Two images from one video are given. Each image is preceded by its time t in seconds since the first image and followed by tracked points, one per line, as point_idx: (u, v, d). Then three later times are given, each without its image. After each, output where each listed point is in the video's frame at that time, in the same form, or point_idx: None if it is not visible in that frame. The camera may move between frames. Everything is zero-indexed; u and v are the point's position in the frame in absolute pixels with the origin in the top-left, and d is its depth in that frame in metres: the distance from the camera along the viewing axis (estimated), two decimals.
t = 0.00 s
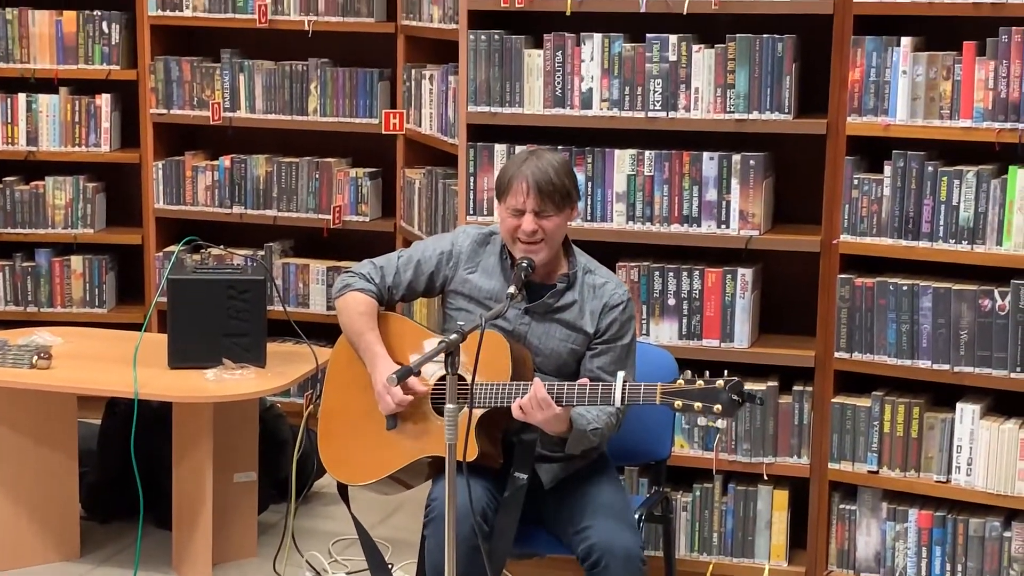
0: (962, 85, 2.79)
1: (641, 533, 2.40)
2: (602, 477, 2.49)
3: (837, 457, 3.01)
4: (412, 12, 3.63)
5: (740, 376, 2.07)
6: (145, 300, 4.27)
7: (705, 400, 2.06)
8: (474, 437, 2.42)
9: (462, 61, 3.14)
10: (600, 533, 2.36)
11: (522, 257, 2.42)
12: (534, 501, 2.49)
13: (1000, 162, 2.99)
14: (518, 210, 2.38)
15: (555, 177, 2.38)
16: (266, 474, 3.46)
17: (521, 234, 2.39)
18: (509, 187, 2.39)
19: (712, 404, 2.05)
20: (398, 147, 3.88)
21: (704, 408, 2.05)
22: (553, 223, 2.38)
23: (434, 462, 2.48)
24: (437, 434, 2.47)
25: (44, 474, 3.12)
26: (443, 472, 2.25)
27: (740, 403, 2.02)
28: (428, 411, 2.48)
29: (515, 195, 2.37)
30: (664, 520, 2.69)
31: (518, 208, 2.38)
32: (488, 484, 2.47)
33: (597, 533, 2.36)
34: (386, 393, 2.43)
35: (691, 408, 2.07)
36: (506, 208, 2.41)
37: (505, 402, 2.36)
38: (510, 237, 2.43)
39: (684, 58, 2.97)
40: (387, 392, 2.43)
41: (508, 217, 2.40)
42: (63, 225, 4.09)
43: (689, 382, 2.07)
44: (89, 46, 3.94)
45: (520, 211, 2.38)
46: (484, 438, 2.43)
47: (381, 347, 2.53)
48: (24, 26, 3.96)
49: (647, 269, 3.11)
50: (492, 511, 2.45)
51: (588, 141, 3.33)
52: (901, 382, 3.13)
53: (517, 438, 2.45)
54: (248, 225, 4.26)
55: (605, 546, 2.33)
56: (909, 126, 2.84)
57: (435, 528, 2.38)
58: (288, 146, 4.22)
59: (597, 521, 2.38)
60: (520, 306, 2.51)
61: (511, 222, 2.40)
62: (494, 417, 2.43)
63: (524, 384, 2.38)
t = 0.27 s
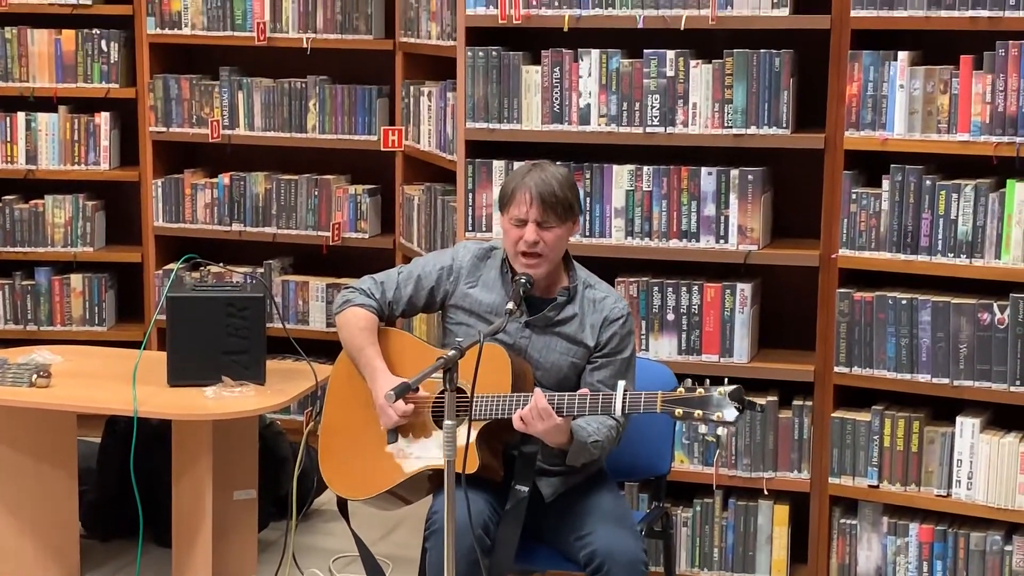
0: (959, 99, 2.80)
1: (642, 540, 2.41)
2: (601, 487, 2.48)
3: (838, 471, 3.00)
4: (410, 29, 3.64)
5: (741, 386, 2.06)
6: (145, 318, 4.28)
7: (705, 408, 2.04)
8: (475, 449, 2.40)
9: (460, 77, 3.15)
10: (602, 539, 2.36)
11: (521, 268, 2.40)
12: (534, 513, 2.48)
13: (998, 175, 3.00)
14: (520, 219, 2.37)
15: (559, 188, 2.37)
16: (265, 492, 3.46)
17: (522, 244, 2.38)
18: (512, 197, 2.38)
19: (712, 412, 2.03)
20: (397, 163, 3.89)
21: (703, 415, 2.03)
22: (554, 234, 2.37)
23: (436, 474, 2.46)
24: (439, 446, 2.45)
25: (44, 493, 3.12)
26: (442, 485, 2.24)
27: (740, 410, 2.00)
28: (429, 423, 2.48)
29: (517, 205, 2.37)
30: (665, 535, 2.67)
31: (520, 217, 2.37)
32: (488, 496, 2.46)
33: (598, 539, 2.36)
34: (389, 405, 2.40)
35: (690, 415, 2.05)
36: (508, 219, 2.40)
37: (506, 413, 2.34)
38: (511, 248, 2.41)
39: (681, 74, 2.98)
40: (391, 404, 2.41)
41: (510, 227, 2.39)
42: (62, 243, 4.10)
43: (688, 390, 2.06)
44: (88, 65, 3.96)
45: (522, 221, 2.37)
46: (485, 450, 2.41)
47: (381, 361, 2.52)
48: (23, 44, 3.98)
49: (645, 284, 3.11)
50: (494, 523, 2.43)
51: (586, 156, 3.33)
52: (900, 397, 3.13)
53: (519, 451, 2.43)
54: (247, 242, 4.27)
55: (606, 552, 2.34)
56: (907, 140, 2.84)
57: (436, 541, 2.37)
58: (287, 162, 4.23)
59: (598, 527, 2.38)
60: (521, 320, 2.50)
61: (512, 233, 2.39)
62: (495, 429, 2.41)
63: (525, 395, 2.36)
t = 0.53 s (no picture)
0: (958, 104, 2.80)
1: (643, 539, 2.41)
2: (601, 492, 2.48)
3: (839, 477, 3.00)
4: (410, 37, 3.65)
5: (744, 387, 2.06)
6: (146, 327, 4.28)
7: (709, 409, 2.05)
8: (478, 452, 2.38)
9: (459, 86, 3.16)
10: (603, 539, 2.36)
11: (524, 269, 2.41)
12: (537, 520, 2.47)
13: (997, 180, 3.00)
14: (525, 221, 2.38)
15: (564, 190, 2.38)
16: (267, 501, 3.46)
17: (526, 245, 2.38)
18: (518, 199, 2.39)
19: (716, 413, 2.04)
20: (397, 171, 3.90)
21: (708, 416, 2.04)
22: (559, 236, 2.38)
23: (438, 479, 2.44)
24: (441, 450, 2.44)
25: (45, 504, 3.12)
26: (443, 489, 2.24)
27: (744, 411, 2.01)
28: (430, 428, 2.47)
29: (523, 205, 2.38)
30: (667, 543, 2.67)
31: (525, 219, 2.38)
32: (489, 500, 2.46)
33: (599, 537, 2.36)
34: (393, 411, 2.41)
35: (694, 417, 2.06)
36: (513, 221, 2.41)
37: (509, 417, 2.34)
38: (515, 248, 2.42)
39: (681, 81, 2.98)
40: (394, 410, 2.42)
41: (515, 229, 2.39)
42: (63, 253, 4.10)
43: (692, 392, 2.06)
44: (88, 75, 3.97)
45: (527, 223, 2.38)
46: (488, 454, 2.40)
47: (384, 366, 2.51)
48: (24, 55, 3.98)
49: (646, 291, 3.12)
50: (496, 529, 2.43)
51: (586, 164, 3.34)
52: (901, 402, 3.13)
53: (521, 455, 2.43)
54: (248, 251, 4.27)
55: (608, 549, 2.34)
56: (906, 146, 2.84)
57: (438, 546, 2.37)
58: (287, 171, 4.24)
59: (599, 528, 2.38)
60: (524, 325, 2.49)
61: (517, 234, 2.40)
62: (498, 433, 2.40)
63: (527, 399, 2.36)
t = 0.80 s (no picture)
0: (957, 104, 2.80)
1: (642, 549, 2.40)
2: (602, 496, 2.49)
3: (840, 477, 3.00)
4: (409, 39, 3.65)
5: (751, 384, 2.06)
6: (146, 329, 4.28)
7: (716, 407, 2.04)
8: (481, 452, 2.38)
9: (459, 87, 3.16)
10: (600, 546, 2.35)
11: (535, 274, 2.40)
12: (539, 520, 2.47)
13: (997, 179, 3.00)
14: (538, 228, 2.37)
15: (576, 197, 2.39)
16: (268, 502, 3.46)
17: (538, 251, 2.37)
18: (530, 205, 2.38)
19: (723, 412, 2.03)
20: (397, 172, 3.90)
21: (716, 414, 2.03)
22: (571, 242, 2.38)
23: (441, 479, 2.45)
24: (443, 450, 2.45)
25: (47, 506, 3.13)
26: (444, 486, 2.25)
27: (751, 409, 2.00)
28: (433, 428, 2.47)
29: (537, 212, 2.36)
30: (668, 543, 2.67)
31: (538, 226, 2.37)
32: (492, 501, 2.46)
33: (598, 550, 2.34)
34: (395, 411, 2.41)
35: (702, 415, 2.05)
36: (524, 228, 2.39)
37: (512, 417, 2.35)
38: (525, 254, 2.41)
39: (680, 82, 2.99)
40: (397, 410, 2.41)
41: (527, 236, 2.38)
42: (63, 256, 4.11)
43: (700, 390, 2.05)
44: (88, 78, 3.97)
45: (540, 230, 2.37)
46: (491, 454, 2.40)
47: (387, 365, 2.51)
48: (24, 58, 3.99)
49: (646, 292, 3.12)
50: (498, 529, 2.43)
51: (586, 165, 3.34)
52: (901, 402, 3.13)
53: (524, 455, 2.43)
54: (248, 252, 4.28)
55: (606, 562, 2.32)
56: (905, 146, 2.85)
57: (440, 546, 2.37)
58: (287, 173, 4.24)
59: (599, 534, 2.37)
60: (527, 326, 2.49)
61: (529, 241, 2.39)
62: (501, 433, 2.40)
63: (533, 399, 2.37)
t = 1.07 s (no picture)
0: (955, 101, 2.80)
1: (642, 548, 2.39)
2: (600, 494, 2.48)
3: (838, 474, 3.01)
4: (407, 36, 3.65)
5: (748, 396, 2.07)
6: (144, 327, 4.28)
7: (715, 419, 2.05)
8: (479, 451, 2.39)
9: (456, 85, 3.16)
10: (599, 547, 2.35)
11: (544, 281, 2.36)
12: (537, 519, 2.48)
13: (994, 176, 3.00)
14: (552, 235, 2.33)
15: (590, 205, 2.34)
16: (266, 501, 3.46)
17: (550, 258, 2.33)
18: (544, 212, 2.33)
19: (722, 423, 2.05)
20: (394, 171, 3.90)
21: (714, 426, 2.04)
22: (582, 251, 2.34)
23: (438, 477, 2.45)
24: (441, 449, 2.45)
25: (45, 505, 3.12)
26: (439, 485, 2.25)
27: (750, 423, 2.02)
28: (433, 426, 2.47)
29: (552, 219, 2.31)
30: (666, 540, 2.66)
31: (552, 233, 2.32)
32: (489, 500, 2.46)
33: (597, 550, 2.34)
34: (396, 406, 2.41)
35: (700, 425, 2.06)
36: (536, 233, 2.35)
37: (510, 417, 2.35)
38: (535, 259, 2.36)
39: (678, 79, 2.98)
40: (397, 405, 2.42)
41: (540, 242, 2.34)
42: (61, 254, 4.10)
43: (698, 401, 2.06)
44: (85, 76, 3.97)
45: (553, 237, 2.32)
46: (489, 454, 2.41)
47: (387, 361, 2.50)
48: (21, 56, 3.98)
49: (644, 289, 3.12)
50: (496, 528, 2.43)
51: (583, 162, 3.34)
52: (899, 399, 3.14)
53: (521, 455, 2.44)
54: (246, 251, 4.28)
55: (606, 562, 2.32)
56: (903, 143, 2.85)
57: (437, 545, 2.37)
58: (285, 171, 4.24)
59: (597, 534, 2.37)
60: (526, 328, 2.49)
61: (540, 247, 2.34)
62: (499, 432, 2.40)
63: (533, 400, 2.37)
